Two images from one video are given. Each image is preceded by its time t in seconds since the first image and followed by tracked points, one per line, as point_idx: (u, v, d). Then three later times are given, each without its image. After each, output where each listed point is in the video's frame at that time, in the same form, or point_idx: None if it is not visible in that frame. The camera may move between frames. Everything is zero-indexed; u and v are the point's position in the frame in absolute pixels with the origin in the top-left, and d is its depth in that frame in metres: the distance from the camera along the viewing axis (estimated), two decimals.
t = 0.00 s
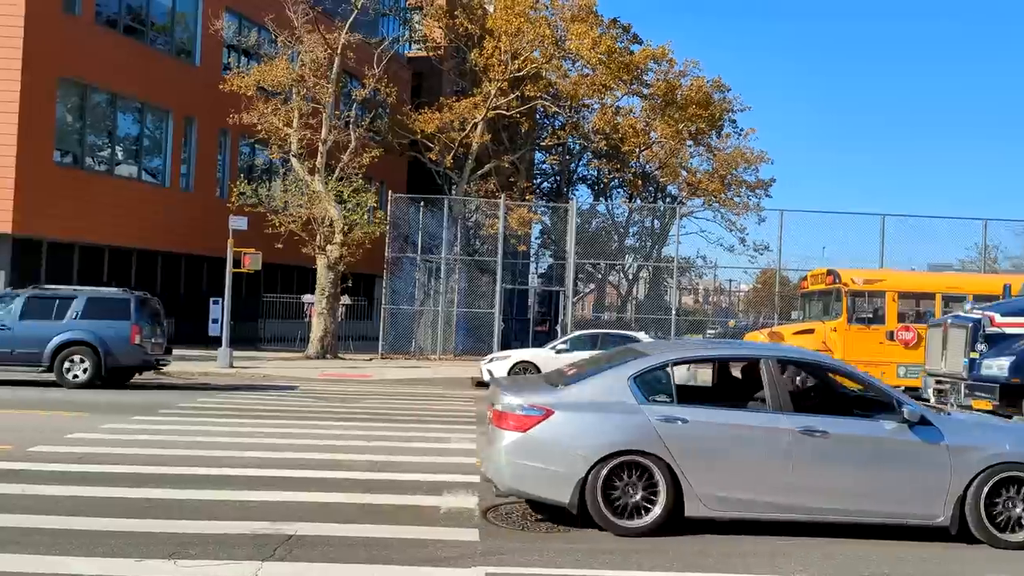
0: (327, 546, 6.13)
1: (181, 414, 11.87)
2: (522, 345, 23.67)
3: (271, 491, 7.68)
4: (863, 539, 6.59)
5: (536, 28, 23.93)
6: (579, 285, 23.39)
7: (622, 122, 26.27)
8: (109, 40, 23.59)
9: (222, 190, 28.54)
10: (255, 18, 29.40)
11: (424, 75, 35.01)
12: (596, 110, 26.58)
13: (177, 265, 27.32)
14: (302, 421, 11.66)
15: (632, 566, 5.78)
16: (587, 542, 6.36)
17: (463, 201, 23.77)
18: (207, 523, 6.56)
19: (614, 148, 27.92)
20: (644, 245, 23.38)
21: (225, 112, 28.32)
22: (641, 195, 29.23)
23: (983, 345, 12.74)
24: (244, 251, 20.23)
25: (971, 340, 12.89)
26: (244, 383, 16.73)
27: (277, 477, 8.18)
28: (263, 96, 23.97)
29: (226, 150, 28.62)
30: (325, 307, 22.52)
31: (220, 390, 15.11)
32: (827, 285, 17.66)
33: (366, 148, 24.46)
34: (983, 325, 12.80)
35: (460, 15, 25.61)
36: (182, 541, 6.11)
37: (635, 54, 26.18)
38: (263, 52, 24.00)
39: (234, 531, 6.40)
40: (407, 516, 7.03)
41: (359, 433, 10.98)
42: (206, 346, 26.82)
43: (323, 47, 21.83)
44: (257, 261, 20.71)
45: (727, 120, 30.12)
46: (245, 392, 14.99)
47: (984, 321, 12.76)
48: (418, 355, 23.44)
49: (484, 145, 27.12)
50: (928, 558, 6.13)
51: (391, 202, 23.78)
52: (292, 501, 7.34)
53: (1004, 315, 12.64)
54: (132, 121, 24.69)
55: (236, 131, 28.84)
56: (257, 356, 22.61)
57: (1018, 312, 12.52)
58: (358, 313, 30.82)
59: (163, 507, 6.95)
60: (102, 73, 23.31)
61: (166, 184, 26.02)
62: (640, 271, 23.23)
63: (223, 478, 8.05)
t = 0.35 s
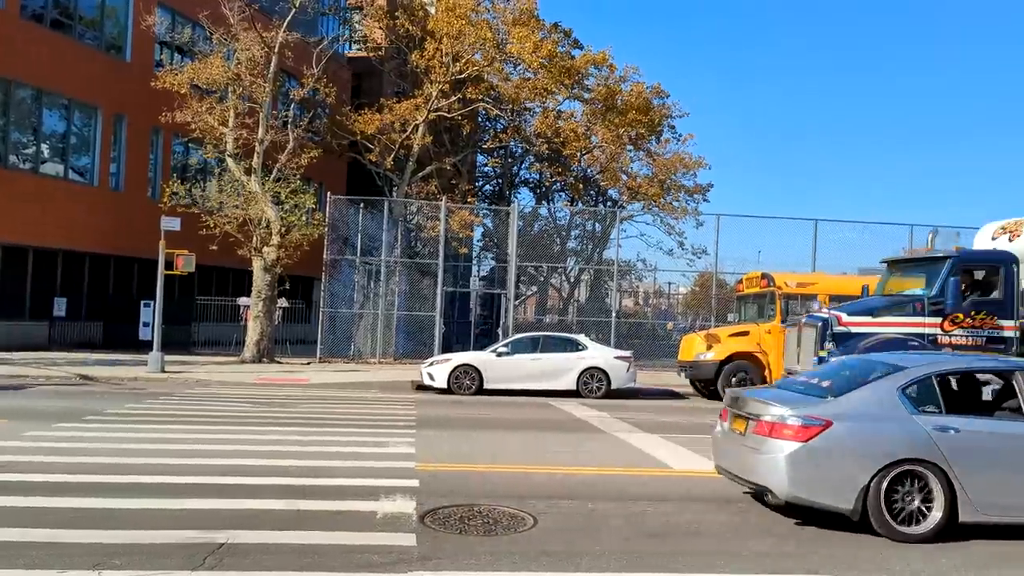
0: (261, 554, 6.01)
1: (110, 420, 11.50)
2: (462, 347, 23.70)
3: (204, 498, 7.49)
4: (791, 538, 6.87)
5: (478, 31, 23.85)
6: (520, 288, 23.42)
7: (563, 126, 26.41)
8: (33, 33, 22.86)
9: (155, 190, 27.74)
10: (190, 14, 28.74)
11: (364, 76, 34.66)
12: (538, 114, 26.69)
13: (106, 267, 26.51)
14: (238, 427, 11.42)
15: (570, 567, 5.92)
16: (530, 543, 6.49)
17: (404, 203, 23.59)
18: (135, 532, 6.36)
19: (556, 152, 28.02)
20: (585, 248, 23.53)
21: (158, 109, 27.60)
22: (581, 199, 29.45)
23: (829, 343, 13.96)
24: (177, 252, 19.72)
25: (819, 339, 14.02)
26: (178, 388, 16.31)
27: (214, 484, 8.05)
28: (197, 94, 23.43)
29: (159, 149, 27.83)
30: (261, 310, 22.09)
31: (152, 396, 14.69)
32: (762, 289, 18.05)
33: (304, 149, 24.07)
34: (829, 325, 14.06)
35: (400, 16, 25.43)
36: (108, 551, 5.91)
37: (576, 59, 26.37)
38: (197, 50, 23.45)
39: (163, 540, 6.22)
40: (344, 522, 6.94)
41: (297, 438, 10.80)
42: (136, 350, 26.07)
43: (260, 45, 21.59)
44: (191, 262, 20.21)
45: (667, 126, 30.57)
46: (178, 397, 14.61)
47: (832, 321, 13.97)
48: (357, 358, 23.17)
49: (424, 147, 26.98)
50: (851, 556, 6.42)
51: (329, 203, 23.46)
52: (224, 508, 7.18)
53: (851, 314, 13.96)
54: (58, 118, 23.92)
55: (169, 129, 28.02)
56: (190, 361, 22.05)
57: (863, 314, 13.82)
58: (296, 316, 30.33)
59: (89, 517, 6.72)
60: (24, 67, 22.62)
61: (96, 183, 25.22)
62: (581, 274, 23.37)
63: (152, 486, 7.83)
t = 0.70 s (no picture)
0: (192, 563, 5.84)
1: (35, 427, 11.07)
2: (403, 351, 23.55)
3: (132, 507, 7.26)
4: (725, 538, 6.98)
5: (419, 33, 23.72)
6: (462, 291, 23.35)
7: (505, 129, 26.45)
8: None
9: (83, 190, 26.84)
10: (121, 9, 27.95)
11: (303, 76, 34.18)
12: (479, 117, 26.67)
13: (31, 269, 25.57)
14: (170, 434, 11.10)
15: (509, 571, 5.90)
16: (468, 548, 6.45)
17: (344, 205, 23.30)
18: (59, 543, 6.12)
19: (498, 155, 28.04)
20: (528, 252, 23.58)
21: (87, 106, 26.75)
22: (523, 202, 29.55)
23: (683, 344, 13.40)
24: (106, 254, 19.11)
25: (675, 340, 13.49)
26: (108, 394, 15.80)
27: (140, 491, 7.80)
28: (129, 92, 22.79)
29: (87, 148, 26.97)
30: (195, 313, 21.55)
31: (79, 402, 14.19)
32: (698, 292, 18.32)
33: (240, 149, 23.61)
34: (683, 325, 13.50)
35: (340, 17, 25.16)
36: (29, 563, 5.67)
37: (517, 63, 26.45)
38: (129, 46, 22.82)
39: (88, 550, 6.00)
40: (280, 529, 6.80)
41: (232, 444, 10.55)
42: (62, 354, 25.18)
43: (195, 42, 21.00)
44: (121, 263, 19.60)
45: (608, 131, 30.84)
46: (108, 403, 14.14)
47: (687, 321, 13.44)
48: (295, 363, 22.81)
49: (365, 148, 26.71)
50: (782, 554, 6.56)
51: (266, 203, 23.04)
52: (153, 517, 6.96)
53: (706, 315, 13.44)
54: None
55: (98, 127, 27.15)
56: (120, 366, 21.39)
57: (716, 314, 13.37)
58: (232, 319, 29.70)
59: (10, 527, 6.45)
60: None
61: (20, 182, 24.32)
62: (523, 277, 23.40)
63: (78, 495, 7.55)
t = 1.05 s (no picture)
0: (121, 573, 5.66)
1: None
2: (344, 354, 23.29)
3: (58, 516, 7.00)
4: (663, 537, 7.05)
5: (361, 33, 23.53)
6: (404, 293, 23.22)
7: (448, 132, 26.33)
8: None
9: (8, 189, 25.89)
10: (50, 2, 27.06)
11: (241, 74, 33.58)
12: (422, 118, 26.51)
13: None
14: (99, 441, 10.75)
15: None
16: (406, 552, 6.39)
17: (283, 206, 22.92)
18: None
19: (441, 157, 27.95)
20: (471, 254, 23.53)
21: (14, 102, 25.81)
22: (467, 205, 29.51)
23: (541, 343, 13.11)
24: (33, 255, 18.46)
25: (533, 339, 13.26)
26: (34, 400, 15.25)
27: (67, 500, 7.54)
28: (58, 88, 22.07)
29: (14, 145, 26.03)
30: (126, 316, 20.96)
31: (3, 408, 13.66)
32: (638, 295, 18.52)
33: (175, 148, 23.07)
34: (542, 324, 13.12)
35: (279, 15, 24.78)
36: None
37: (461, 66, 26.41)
38: (58, 40, 22.11)
39: (9, 562, 5.77)
40: (214, 536, 6.64)
41: (164, 450, 10.28)
42: None
43: (128, 38, 20.48)
44: (49, 265, 18.97)
45: (551, 135, 31.03)
46: (33, 410, 13.65)
47: (545, 319, 13.05)
48: (232, 367, 22.37)
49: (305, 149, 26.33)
50: (719, 552, 6.66)
51: (201, 204, 22.50)
52: (80, 526, 6.73)
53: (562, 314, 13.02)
54: None
55: (25, 124, 26.14)
56: (47, 371, 20.66)
57: (573, 314, 12.96)
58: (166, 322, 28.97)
59: None
60: None
61: None
62: (466, 280, 23.36)
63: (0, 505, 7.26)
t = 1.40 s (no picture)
0: None
1: None
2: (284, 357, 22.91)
3: None
4: (606, 538, 7.12)
5: (302, 32, 23.22)
6: (346, 296, 22.98)
7: (392, 133, 26.06)
8: None
9: None
10: None
11: (178, 71, 32.82)
12: (366, 119, 26.25)
13: None
14: (25, 448, 10.37)
15: None
16: (348, 558, 6.32)
17: (222, 207, 22.44)
18: None
19: (384, 158, 27.74)
20: (415, 256, 23.36)
21: None
22: (410, 206, 29.34)
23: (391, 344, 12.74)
24: None
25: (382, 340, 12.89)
26: None
27: None
28: None
29: None
30: (56, 319, 20.26)
31: None
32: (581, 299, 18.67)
33: (108, 146, 22.42)
34: (392, 324, 12.83)
35: (218, 11, 24.30)
36: None
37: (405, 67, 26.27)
38: None
39: None
40: (147, 545, 6.46)
41: (95, 457, 9.97)
42: None
43: (60, 32, 19.84)
44: None
45: (496, 138, 31.07)
46: None
47: (395, 319, 12.69)
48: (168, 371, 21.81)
49: (245, 148, 25.84)
50: (658, 551, 6.75)
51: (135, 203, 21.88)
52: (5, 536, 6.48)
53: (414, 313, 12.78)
54: None
55: None
56: None
57: (426, 313, 12.74)
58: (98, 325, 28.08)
59: None
60: None
61: None
62: (411, 282, 23.19)
63: None
